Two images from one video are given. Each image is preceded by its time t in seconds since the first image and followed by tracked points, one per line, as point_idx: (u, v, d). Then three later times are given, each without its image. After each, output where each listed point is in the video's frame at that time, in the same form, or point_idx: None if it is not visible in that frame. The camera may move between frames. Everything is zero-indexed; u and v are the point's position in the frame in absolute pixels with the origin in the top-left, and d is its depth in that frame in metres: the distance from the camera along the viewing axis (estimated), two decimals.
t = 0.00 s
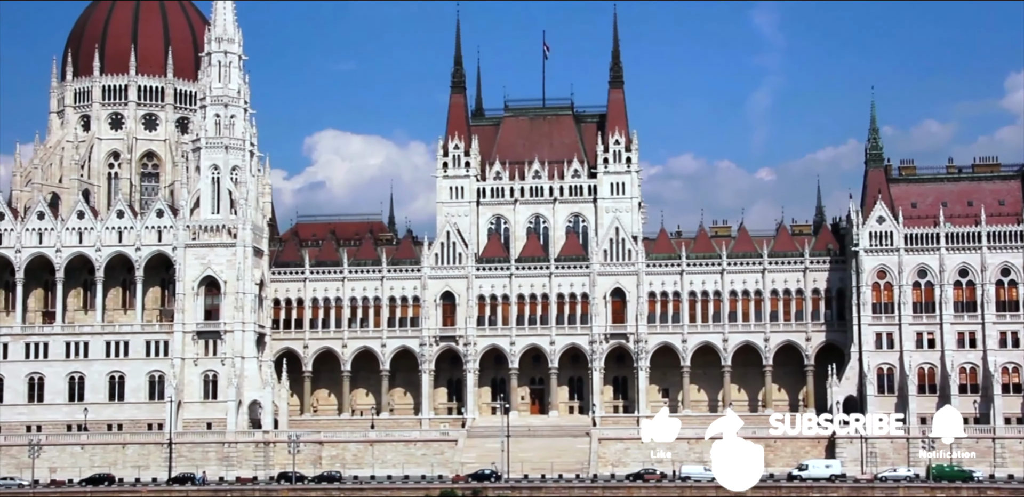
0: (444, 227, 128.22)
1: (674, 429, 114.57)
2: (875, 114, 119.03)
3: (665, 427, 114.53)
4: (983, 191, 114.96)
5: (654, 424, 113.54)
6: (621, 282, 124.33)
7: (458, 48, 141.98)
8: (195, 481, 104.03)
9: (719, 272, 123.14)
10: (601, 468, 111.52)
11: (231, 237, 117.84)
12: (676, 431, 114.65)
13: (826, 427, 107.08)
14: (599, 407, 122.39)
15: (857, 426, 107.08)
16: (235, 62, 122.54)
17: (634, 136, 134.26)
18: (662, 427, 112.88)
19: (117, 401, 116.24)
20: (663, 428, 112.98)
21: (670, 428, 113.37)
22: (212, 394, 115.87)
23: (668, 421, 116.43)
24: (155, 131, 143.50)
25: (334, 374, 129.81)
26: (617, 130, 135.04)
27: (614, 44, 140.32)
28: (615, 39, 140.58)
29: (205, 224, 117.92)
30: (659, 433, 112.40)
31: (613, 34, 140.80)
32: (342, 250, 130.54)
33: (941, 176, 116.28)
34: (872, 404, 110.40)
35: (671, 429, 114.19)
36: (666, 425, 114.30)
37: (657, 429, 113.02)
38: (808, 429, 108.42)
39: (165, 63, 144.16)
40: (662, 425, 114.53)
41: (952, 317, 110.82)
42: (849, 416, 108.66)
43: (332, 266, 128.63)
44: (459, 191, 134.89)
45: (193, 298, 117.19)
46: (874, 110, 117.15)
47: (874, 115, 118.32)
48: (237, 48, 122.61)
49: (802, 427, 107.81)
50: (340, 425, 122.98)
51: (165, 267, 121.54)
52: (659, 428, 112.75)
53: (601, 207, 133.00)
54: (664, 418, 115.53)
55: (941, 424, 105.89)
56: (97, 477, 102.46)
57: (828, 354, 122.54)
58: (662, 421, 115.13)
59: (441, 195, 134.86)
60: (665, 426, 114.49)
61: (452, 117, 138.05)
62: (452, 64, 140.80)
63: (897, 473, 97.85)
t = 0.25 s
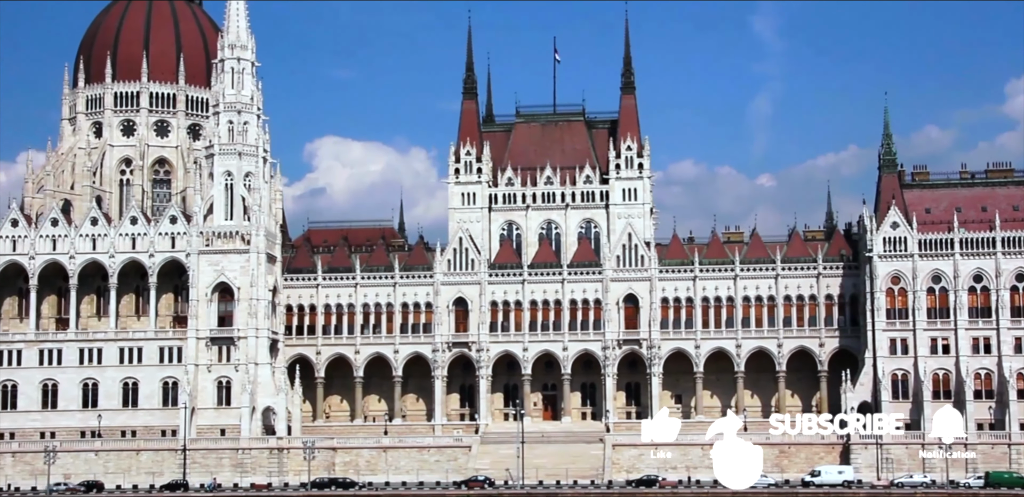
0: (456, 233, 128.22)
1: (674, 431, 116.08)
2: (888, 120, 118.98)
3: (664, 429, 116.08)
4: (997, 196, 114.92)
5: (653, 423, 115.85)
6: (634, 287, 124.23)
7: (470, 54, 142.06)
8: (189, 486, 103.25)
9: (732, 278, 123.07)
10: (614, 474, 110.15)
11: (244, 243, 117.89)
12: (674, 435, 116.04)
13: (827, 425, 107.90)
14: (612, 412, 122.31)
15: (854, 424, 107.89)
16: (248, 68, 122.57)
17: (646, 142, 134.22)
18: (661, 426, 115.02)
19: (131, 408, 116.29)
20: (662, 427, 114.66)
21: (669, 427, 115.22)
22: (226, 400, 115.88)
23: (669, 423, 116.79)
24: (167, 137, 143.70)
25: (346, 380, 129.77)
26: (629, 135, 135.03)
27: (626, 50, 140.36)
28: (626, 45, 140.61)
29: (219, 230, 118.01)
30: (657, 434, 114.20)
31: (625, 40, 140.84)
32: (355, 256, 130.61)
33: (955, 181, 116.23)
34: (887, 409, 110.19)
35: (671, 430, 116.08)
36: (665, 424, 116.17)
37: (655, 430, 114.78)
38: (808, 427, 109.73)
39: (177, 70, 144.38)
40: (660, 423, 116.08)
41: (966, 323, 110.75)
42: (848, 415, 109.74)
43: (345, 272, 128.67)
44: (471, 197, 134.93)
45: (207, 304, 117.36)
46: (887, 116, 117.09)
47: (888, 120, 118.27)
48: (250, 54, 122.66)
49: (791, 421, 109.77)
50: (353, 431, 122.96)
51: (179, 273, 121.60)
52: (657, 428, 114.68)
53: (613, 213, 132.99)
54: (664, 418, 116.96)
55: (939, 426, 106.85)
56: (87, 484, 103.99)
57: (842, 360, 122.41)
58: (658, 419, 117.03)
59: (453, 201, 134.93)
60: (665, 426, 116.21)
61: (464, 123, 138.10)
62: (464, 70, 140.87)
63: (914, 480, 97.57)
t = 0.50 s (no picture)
0: (469, 239, 128.25)
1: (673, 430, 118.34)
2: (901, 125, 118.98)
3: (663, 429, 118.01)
4: (1011, 202, 115.01)
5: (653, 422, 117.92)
6: (646, 294, 124.21)
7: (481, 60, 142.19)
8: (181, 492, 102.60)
9: (745, 284, 123.06)
10: (628, 480, 109.87)
11: (257, 250, 118.01)
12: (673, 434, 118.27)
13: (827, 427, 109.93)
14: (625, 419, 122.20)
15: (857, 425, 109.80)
16: (261, 75, 122.78)
17: (658, 148, 134.24)
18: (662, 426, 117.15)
19: (144, 415, 116.37)
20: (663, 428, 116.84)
21: (670, 426, 117.16)
22: (239, 407, 115.94)
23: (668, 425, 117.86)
24: (178, 144, 143.89)
25: (359, 387, 129.74)
26: (641, 142, 135.06)
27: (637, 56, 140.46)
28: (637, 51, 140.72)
29: (232, 237, 118.11)
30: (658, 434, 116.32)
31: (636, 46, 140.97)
32: (367, 263, 130.66)
33: (969, 187, 116.30)
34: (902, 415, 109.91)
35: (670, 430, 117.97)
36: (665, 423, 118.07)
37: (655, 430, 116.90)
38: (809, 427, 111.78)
39: (189, 76, 144.63)
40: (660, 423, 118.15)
41: (981, 329, 110.67)
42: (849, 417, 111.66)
43: (357, 279, 128.69)
44: (483, 204, 134.96)
45: (220, 311, 117.32)
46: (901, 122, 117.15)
47: (901, 126, 118.29)
48: (263, 61, 122.87)
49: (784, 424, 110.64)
50: (365, 438, 122.93)
51: (192, 279, 121.64)
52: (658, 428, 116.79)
53: (625, 220, 132.97)
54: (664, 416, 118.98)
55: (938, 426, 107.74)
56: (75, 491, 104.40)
57: (855, 365, 122.11)
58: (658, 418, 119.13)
59: (465, 207, 134.97)
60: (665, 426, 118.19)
61: (476, 129, 138.17)
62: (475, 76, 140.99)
63: (931, 486, 97.40)
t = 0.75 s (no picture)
0: (482, 246, 128.29)
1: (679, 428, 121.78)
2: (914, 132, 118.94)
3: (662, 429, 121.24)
4: None
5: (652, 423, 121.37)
6: (659, 300, 124.20)
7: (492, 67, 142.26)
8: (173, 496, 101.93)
9: (758, 290, 123.00)
10: (642, 486, 110.44)
11: (271, 256, 118.05)
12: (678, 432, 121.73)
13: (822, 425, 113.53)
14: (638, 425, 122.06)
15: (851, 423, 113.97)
16: (274, 82, 122.88)
17: (670, 155, 134.22)
18: (661, 425, 120.79)
19: (158, 421, 116.38)
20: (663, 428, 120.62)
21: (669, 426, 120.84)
22: (253, 413, 115.96)
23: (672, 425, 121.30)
24: (190, 151, 144.09)
25: (371, 393, 129.72)
26: (653, 148, 135.04)
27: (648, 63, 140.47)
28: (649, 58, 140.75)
29: (245, 244, 118.21)
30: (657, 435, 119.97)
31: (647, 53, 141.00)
32: (379, 269, 130.71)
33: (982, 193, 116.30)
34: (917, 422, 109.52)
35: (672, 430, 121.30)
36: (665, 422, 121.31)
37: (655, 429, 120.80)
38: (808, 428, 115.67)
39: (200, 83, 144.85)
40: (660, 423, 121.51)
41: (995, 336, 110.56)
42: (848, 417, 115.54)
43: (369, 285, 128.71)
44: (494, 210, 134.96)
45: (233, 318, 117.36)
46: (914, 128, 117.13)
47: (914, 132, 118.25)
48: (276, 68, 122.96)
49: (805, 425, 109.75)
50: (378, 445, 122.91)
51: (206, 286, 121.61)
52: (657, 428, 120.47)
53: (637, 226, 132.91)
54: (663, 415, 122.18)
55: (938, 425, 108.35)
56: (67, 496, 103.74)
57: (869, 371, 121.99)
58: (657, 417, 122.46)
59: (477, 214, 134.98)
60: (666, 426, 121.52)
61: (488, 136, 138.20)
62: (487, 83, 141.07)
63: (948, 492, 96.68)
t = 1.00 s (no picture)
0: (494, 252, 128.28)
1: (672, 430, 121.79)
2: (928, 136, 118.91)
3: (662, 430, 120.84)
4: None
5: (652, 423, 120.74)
6: (672, 305, 124.19)
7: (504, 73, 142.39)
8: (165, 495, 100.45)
9: (771, 295, 122.94)
10: (656, 492, 110.33)
11: (284, 262, 118.10)
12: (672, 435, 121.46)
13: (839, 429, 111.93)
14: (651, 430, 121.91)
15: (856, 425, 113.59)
16: (287, 88, 122.90)
17: (682, 160, 134.19)
18: (662, 425, 120.52)
19: (171, 427, 116.40)
20: (663, 428, 120.15)
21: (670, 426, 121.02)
22: (267, 419, 115.96)
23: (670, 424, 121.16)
24: (201, 157, 144.23)
25: (383, 399, 129.63)
26: (665, 153, 135.08)
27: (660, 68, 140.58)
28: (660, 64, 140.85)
29: (259, 249, 118.27)
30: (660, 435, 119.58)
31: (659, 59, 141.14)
32: (392, 275, 130.69)
33: (996, 198, 116.36)
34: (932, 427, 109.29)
35: (670, 430, 121.20)
36: (665, 422, 120.88)
37: (655, 430, 120.19)
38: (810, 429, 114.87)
39: (212, 90, 144.99)
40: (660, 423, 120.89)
41: (1010, 341, 110.47)
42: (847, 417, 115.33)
43: (382, 291, 128.70)
44: (507, 216, 134.93)
45: (247, 323, 117.38)
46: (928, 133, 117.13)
47: (928, 137, 118.25)
48: (288, 74, 123.02)
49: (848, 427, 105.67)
50: (391, 450, 122.81)
51: (218, 292, 121.74)
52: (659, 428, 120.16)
53: (649, 231, 132.88)
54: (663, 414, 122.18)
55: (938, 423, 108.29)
56: None
57: (883, 377, 121.76)
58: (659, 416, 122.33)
59: (489, 219, 134.95)
60: (665, 426, 121.23)
61: (499, 141, 138.26)
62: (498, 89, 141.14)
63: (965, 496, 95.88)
